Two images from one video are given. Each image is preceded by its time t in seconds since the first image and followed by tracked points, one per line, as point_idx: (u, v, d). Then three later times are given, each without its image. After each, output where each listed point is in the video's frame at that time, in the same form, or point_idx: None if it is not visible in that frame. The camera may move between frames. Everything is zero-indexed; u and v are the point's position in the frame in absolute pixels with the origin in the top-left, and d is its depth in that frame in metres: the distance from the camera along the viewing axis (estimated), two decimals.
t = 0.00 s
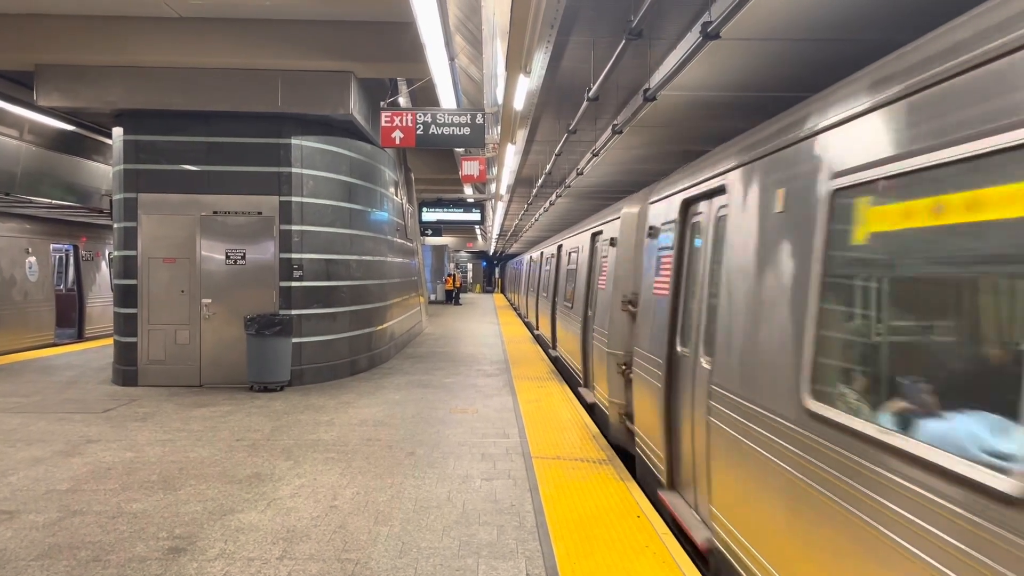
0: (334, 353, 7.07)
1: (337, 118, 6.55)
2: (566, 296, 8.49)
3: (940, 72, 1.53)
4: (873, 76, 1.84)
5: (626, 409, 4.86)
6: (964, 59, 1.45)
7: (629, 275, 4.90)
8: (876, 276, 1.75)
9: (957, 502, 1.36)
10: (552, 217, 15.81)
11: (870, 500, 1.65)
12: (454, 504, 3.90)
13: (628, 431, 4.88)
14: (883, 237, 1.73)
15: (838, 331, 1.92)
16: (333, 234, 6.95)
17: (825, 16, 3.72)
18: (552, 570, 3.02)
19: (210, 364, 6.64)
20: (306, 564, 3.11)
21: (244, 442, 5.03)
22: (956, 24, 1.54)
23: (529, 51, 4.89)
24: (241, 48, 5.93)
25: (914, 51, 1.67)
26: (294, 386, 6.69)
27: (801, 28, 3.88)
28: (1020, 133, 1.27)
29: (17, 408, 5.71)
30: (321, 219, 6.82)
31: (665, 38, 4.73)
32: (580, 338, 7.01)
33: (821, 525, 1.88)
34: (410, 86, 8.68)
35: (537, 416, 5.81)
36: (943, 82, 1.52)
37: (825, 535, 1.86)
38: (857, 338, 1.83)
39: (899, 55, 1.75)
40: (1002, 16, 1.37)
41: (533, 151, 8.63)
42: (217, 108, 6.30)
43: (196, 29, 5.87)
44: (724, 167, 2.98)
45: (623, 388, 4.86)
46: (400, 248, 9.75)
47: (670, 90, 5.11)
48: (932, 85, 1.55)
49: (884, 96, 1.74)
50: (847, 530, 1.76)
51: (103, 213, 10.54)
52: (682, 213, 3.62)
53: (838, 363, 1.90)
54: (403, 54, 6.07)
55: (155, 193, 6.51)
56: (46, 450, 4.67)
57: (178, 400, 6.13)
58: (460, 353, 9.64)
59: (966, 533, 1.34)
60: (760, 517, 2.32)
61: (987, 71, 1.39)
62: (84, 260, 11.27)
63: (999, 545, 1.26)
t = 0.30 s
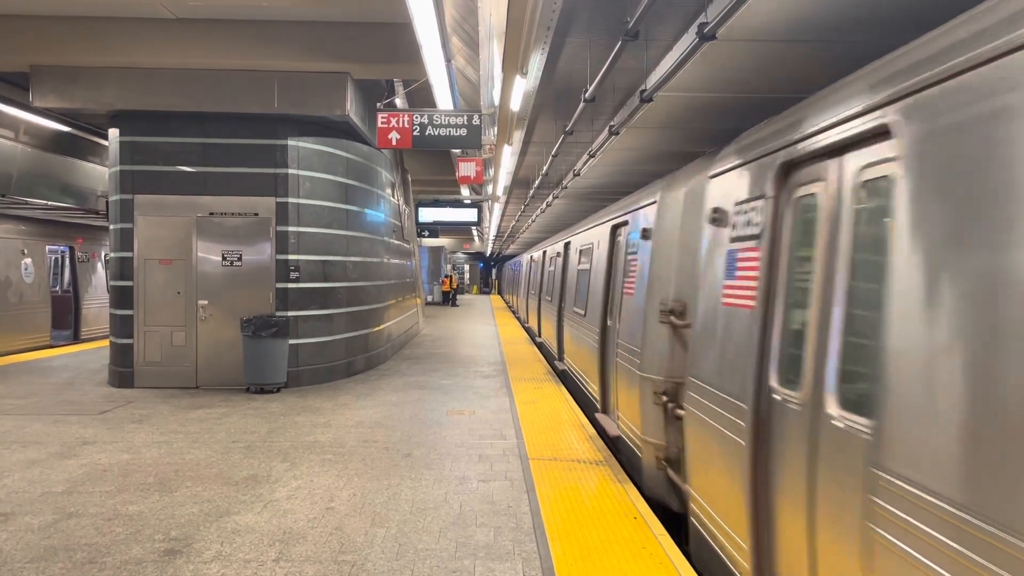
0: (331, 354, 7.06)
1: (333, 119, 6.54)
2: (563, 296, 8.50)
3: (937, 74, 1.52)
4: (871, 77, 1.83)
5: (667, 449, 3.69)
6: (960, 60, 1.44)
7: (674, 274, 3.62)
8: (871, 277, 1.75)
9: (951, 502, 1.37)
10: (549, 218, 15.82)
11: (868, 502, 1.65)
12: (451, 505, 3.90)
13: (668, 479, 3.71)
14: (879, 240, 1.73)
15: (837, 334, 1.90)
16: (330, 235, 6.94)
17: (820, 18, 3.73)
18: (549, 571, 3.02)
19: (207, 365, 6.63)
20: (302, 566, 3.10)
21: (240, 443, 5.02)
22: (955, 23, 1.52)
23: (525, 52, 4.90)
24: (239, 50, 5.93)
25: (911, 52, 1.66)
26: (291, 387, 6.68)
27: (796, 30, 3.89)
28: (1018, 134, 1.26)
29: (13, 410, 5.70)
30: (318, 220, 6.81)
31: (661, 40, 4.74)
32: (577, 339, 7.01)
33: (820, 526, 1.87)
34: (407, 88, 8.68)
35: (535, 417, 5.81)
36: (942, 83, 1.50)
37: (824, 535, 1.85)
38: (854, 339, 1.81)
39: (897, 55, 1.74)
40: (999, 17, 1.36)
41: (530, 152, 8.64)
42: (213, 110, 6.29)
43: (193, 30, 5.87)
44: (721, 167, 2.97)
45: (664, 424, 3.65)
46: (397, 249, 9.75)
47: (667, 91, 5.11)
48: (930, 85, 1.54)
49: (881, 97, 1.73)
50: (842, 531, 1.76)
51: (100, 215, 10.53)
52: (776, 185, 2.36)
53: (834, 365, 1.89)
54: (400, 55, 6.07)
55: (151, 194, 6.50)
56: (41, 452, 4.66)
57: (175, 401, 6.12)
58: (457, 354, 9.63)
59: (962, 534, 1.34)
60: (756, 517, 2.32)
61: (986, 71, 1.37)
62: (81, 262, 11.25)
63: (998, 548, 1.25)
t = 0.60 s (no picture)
0: (328, 356, 7.06)
1: (331, 120, 6.53)
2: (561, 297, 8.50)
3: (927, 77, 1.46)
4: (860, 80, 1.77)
5: (746, 528, 2.46)
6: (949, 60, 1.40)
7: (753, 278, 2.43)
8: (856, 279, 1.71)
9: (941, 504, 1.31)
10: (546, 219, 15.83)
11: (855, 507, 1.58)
12: (448, 507, 3.89)
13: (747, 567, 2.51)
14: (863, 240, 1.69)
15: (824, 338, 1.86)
16: (327, 236, 6.93)
17: (816, 20, 3.73)
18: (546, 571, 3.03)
19: (204, 366, 6.63)
20: (300, 568, 3.10)
21: (237, 445, 5.01)
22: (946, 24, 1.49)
23: (523, 53, 4.89)
24: (237, 50, 5.94)
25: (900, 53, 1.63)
26: (288, 389, 6.67)
27: (791, 32, 3.90)
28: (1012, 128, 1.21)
29: (10, 412, 5.69)
30: (315, 221, 6.81)
31: (658, 40, 4.74)
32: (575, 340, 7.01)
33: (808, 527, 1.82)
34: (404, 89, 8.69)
35: (532, 418, 5.81)
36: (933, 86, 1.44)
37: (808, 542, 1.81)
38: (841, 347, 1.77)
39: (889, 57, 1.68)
40: (996, 18, 1.30)
41: (528, 153, 8.64)
42: (211, 111, 6.29)
43: (191, 32, 5.88)
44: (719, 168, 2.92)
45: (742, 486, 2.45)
46: (394, 250, 9.74)
47: (664, 92, 5.12)
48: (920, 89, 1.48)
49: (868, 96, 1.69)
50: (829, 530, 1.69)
51: (96, 216, 10.52)
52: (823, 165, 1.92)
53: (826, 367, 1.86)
54: (398, 56, 6.06)
55: (148, 195, 6.49)
56: (39, 454, 4.65)
57: (172, 402, 6.11)
58: (455, 355, 9.63)
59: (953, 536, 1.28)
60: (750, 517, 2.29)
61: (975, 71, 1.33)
62: (77, 262, 11.26)
63: (983, 567, 1.21)
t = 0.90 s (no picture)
0: (327, 356, 7.06)
1: (328, 120, 6.53)
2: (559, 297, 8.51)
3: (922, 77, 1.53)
4: (862, 80, 1.83)
5: None
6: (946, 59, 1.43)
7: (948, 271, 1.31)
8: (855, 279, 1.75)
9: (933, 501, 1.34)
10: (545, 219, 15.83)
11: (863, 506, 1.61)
12: (446, 507, 3.89)
13: None
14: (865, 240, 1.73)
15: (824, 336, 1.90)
16: (325, 236, 6.93)
17: (813, 21, 3.75)
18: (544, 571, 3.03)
19: (202, 367, 6.63)
20: (298, 568, 3.10)
21: (235, 445, 5.01)
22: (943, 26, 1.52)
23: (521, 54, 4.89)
24: (235, 51, 5.95)
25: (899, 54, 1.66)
26: (287, 389, 6.67)
27: (788, 33, 3.91)
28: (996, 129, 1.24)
29: (8, 413, 5.69)
30: (314, 221, 6.80)
31: (656, 41, 4.75)
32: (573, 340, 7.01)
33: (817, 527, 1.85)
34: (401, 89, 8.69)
35: (529, 418, 5.82)
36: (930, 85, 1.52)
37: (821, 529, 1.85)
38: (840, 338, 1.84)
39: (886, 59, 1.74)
40: (980, 25, 1.39)
41: (526, 153, 8.65)
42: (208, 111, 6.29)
43: (189, 32, 5.89)
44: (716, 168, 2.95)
45: None
46: (392, 250, 9.75)
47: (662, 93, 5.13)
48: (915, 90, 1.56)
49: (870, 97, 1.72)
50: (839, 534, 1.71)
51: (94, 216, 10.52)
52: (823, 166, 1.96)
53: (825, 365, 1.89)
54: (396, 56, 6.07)
55: (145, 195, 6.49)
56: (37, 454, 4.65)
57: (170, 403, 6.11)
58: (453, 356, 9.63)
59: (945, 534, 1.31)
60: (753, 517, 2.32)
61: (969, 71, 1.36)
62: (75, 263, 11.27)
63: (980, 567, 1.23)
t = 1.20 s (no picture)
0: (325, 356, 7.05)
1: (326, 120, 6.52)
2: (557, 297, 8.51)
3: (924, 74, 1.53)
4: (862, 76, 1.82)
5: None
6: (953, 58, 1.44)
7: None
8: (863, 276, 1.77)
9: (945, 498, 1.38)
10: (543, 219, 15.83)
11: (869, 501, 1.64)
12: (444, 507, 3.88)
13: None
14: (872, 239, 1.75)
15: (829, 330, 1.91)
16: (323, 236, 6.93)
17: (810, 21, 3.75)
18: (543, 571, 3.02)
19: (200, 368, 6.62)
20: (296, 569, 3.09)
21: (232, 446, 5.00)
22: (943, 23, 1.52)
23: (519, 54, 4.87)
24: (233, 51, 5.94)
25: (900, 52, 1.66)
26: (285, 390, 6.66)
27: (785, 32, 3.91)
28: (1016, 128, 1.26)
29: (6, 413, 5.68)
30: (312, 221, 6.80)
31: (653, 40, 4.75)
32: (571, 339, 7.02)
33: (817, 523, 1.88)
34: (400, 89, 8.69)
35: (528, 418, 5.82)
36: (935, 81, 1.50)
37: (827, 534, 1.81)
38: (847, 338, 1.83)
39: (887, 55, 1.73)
40: (983, 21, 1.38)
41: (524, 153, 8.66)
42: (206, 111, 6.28)
43: (187, 33, 5.88)
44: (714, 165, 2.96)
45: None
46: (390, 250, 9.74)
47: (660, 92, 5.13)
48: (918, 87, 1.55)
49: (873, 95, 1.73)
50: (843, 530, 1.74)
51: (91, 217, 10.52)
52: (825, 163, 1.98)
53: (826, 360, 1.92)
54: (395, 56, 6.06)
55: (143, 196, 6.48)
56: (35, 455, 4.64)
57: (168, 404, 6.11)
58: (451, 356, 9.63)
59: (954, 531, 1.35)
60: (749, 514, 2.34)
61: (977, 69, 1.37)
62: (72, 263, 11.27)
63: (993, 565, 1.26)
